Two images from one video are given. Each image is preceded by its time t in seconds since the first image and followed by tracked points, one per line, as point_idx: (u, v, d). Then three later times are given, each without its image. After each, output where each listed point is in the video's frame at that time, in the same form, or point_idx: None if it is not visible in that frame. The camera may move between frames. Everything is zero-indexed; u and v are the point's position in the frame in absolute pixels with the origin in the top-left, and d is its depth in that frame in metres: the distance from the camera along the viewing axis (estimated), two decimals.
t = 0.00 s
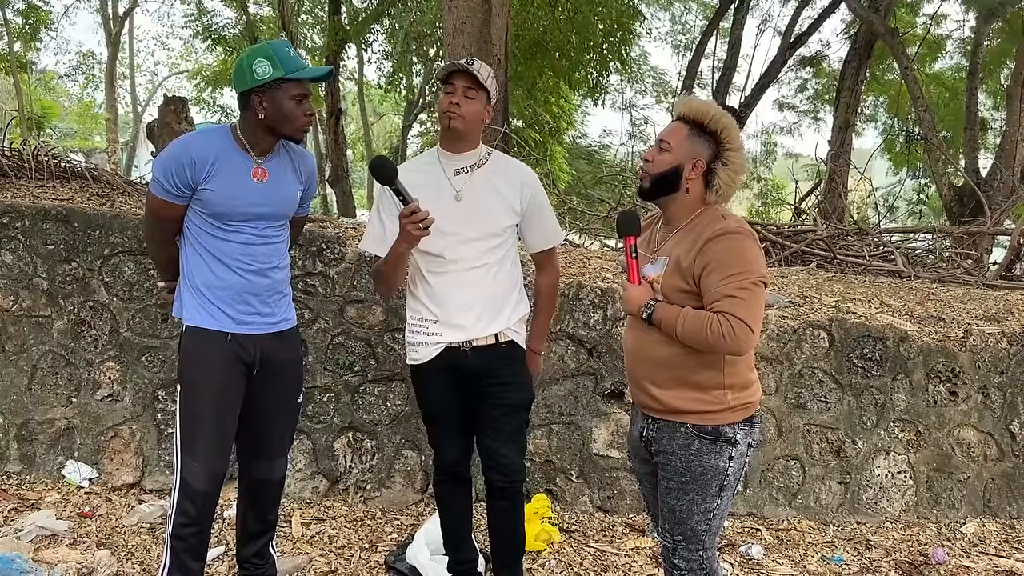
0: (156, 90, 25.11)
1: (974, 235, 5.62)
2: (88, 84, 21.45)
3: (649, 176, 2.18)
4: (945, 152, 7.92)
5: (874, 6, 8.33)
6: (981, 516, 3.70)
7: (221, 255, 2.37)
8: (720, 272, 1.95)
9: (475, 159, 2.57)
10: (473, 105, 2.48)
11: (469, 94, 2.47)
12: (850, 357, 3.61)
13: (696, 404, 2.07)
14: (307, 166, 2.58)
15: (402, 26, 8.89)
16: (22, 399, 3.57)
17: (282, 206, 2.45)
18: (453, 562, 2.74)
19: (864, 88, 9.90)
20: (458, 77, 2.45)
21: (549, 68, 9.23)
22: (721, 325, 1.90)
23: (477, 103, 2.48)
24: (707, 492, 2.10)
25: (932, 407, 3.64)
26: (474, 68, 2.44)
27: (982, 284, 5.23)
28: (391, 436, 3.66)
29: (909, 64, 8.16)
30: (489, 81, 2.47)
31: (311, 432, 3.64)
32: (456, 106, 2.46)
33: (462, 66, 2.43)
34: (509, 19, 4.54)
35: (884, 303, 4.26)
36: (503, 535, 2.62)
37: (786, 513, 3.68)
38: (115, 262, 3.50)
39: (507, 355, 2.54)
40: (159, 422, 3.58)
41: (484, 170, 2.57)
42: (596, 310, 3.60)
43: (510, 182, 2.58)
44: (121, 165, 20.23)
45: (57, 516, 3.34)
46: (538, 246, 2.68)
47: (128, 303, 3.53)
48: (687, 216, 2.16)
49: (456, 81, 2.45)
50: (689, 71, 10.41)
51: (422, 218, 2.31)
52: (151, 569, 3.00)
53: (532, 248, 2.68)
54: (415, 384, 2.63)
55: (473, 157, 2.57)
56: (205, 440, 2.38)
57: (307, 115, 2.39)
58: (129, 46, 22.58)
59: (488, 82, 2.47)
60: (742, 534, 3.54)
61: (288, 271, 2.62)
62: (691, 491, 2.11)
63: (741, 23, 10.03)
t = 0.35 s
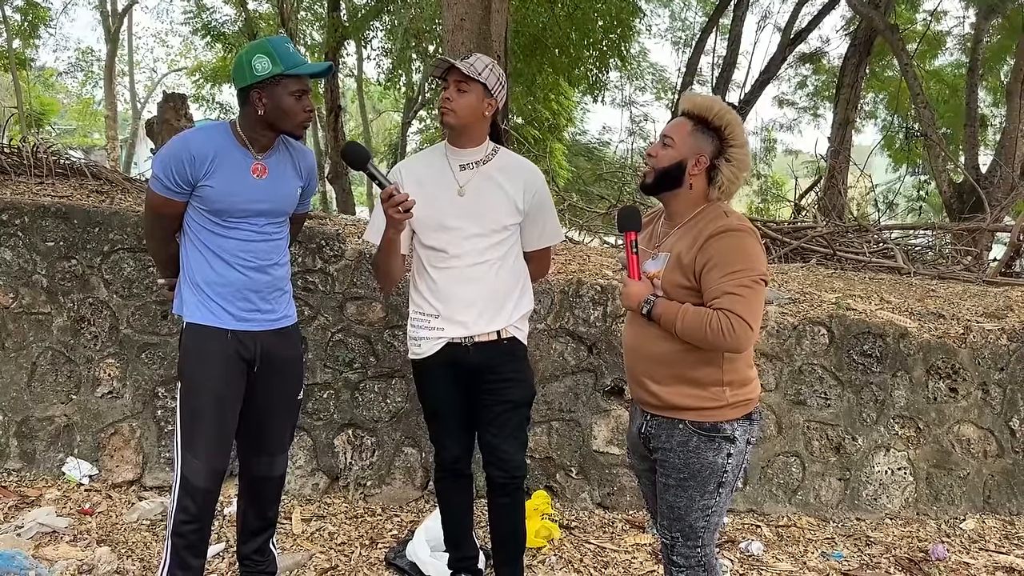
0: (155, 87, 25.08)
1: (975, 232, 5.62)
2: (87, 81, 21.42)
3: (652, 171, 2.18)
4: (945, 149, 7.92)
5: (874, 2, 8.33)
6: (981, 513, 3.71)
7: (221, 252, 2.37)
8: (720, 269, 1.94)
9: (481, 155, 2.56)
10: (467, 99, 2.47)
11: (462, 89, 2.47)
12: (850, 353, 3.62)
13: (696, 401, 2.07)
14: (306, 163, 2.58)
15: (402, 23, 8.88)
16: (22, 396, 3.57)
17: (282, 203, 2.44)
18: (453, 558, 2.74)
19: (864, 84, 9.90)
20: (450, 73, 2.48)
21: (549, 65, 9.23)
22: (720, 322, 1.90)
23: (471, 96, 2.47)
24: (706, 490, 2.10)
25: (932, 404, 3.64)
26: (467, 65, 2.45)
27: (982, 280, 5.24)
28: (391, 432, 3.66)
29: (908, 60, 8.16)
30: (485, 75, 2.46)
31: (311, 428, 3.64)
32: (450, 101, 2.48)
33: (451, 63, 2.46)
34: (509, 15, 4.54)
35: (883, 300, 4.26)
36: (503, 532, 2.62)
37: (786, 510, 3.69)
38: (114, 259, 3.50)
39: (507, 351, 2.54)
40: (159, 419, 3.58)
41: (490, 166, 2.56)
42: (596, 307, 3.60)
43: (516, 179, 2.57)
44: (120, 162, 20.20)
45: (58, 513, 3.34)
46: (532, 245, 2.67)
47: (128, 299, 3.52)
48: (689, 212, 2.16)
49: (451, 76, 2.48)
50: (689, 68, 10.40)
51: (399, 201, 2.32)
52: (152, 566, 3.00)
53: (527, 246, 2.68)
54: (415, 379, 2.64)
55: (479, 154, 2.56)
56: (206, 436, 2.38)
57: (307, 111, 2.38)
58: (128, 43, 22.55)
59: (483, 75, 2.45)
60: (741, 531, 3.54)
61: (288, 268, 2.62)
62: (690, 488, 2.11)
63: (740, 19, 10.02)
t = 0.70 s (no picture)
0: (155, 84, 25.04)
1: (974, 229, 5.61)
2: (87, 79, 21.38)
3: (649, 171, 2.18)
4: (945, 146, 7.91)
5: None
6: (981, 510, 3.71)
7: (221, 250, 2.37)
8: (720, 266, 1.94)
9: (482, 152, 2.56)
10: (467, 95, 2.47)
11: (462, 85, 2.47)
12: (850, 351, 3.61)
13: (697, 399, 2.07)
14: (306, 159, 2.57)
15: (402, 21, 8.87)
16: (22, 394, 3.57)
17: (281, 200, 2.44)
18: (453, 555, 2.75)
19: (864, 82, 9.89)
20: (450, 71, 2.48)
21: (549, 62, 9.23)
22: (721, 319, 1.90)
23: (471, 92, 2.47)
24: (707, 487, 2.10)
25: (932, 401, 3.64)
26: (465, 61, 2.45)
27: (982, 277, 5.23)
28: (391, 430, 3.66)
29: (909, 57, 8.15)
30: (484, 71, 2.46)
31: (311, 426, 3.64)
32: (450, 98, 2.47)
33: (451, 60, 2.46)
34: (508, 13, 4.53)
35: (884, 297, 4.25)
36: (503, 529, 2.62)
37: (786, 507, 3.69)
38: (114, 257, 3.50)
39: (508, 349, 2.54)
40: (159, 417, 3.58)
41: (490, 163, 2.55)
42: (596, 305, 3.60)
43: (517, 176, 2.56)
44: (120, 160, 20.17)
45: (58, 511, 3.34)
46: (535, 245, 2.65)
47: (127, 297, 3.52)
48: (688, 209, 2.15)
49: (451, 74, 2.48)
50: (689, 65, 10.39)
51: (399, 193, 2.32)
52: (153, 563, 3.01)
53: (529, 246, 2.66)
54: (416, 377, 2.64)
55: (479, 151, 2.56)
56: (206, 434, 2.38)
57: (304, 105, 2.37)
58: (128, 40, 22.52)
59: (482, 71, 2.45)
60: (741, 528, 3.54)
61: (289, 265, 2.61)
62: (691, 485, 2.11)
63: (741, 16, 10.01)
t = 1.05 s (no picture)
0: (155, 83, 25.04)
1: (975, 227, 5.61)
2: (87, 78, 21.38)
3: (648, 169, 2.18)
4: (945, 144, 7.90)
5: None
6: (982, 508, 3.71)
7: (223, 247, 2.37)
8: (720, 265, 1.94)
9: (481, 150, 2.56)
10: (466, 94, 2.47)
11: (460, 84, 2.47)
12: (850, 349, 3.61)
13: (697, 397, 2.07)
14: (304, 152, 2.57)
15: (402, 19, 8.86)
16: (22, 393, 3.57)
17: (281, 194, 2.43)
18: (454, 552, 2.75)
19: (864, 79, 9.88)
20: (448, 69, 2.48)
21: (549, 60, 9.22)
22: (721, 317, 1.90)
23: (470, 91, 2.47)
24: (707, 485, 2.10)
25: (932, 399, 3.64)
26: (463, 60, 2.45)
27: (983, 275, 5.23)
28: (391, 428, 3.66)
29: (909, 55, 8.14)
30: (481, 70, 2.46)
31: (312, 424, 3.64)
32: (449, 97, 2.47)
33: (449, 58, 2.46)
34: (508, 10, 4.52)
35: (884, 295, 4.25)
36: (504, 527, 2.62)
37: (786, 505, 3.69)
38: (114, 256, 3.50)
39: (508, 346, 2.54)
40: (159, 415, 3.58)
41: (489, 161, 2.55)
42: (597, 303, 3.60)
43: (516, 172, 2.55)
44: (120, 158, 20.16)
45: (59, 509, 3.34)
46: (536, 242, 2.65)
47: (128, 296, 3.52)
48: (687, 207, 2.15)
49: (450, 73, 2.48)
50: (690, 63, 10.38)
51: (395, 189, 2.33)
52: (154, 561, 3.01)
53: (530, 243, 2.65)
54: (417, 374, 2.64)
55: (478, 149, 2.56)
56: (209, 433, 2.38)
57: (292, 92, 2.37)
58: (128, 39, 22.51)
59: (480, 70, 2.45)
60: (742, 526, 3.54)
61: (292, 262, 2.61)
62: (692, 483, 2.11)
63: (741, 14, 10.00)
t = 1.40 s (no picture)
0: (156, 82, 25.04)
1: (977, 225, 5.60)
2: (88, 77, 21.38)
3: (649, 168, 2.18)
4: (947, 142, 7.89)
5: None
6: (983, 506, 3.71)
7: (221, 246, 2.37)
8: (721, 264, 1.94)
9: (482, 148, 2.56)
10: (472, 94, 2.47)
11: (466, 83, 2.46)
12: (852, 347, 3.61)
13: (698, 395, 2.07)
14: (304, 149, 2.56)
15: (403, 18, 8.85)
16: (24, 392, 3.57)
17: (279, 190, 2.43)
18: (455, 550, 2.76)
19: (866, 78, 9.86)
20: (453, 68, 2.47)
21: (550, 59, 9.21)
22: (722, 316, 1.90)
23: (476, 91, 2.47)
24: (708, 483, 2.10)
25: (934, 398, 3.64)
26: (470, 59, 2.45)
27: (984, 274, 5.22)
28: (393, 427, 3.66)
29: (911, 53, 8.14)
30: (487, 71, 2.46)
31: (314, 423, 3.64)
32: (455, 97, 2.47)
33: (455, 57, 2.45)
34: (509, 9, 4.52)
35: (886, 294, 4.25)
36: (505, 525, 2.63)
37: (788, 503, 3.69)
38: (116, 255, 3.50)
39: (510, 345, 2.54)
40: (161, 414, 3.59)
41: (490, 159, 2.55)
42: (598, 301, 3.60)
43: (517, 170, 2.55)
44: (121, 157, 20.17)
45: (61, 508, 3.35)
46: (538, 241, 2.64)
47: (130, 295, 3.53)
48: (689, 206, 2.15)
49: (455, 72, 2.47)
50: (691, 62, 10.37)
51: (394, 188, 2.33)
52: (156, 560, 3.02)
53: (531, 242, 2.65)
54: (419, 372, 2.64)
55: (480, 148, 2.56)
56: (221, 435, 2.39)
57: (277, 81, 2.38)
58: (129, 38, 22.51)
59: (486, 70, 2.46)
60: (743, 524, 3.55)
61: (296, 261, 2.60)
62: (693, 481, 2.11)
63: (742, 12, 9.98)
